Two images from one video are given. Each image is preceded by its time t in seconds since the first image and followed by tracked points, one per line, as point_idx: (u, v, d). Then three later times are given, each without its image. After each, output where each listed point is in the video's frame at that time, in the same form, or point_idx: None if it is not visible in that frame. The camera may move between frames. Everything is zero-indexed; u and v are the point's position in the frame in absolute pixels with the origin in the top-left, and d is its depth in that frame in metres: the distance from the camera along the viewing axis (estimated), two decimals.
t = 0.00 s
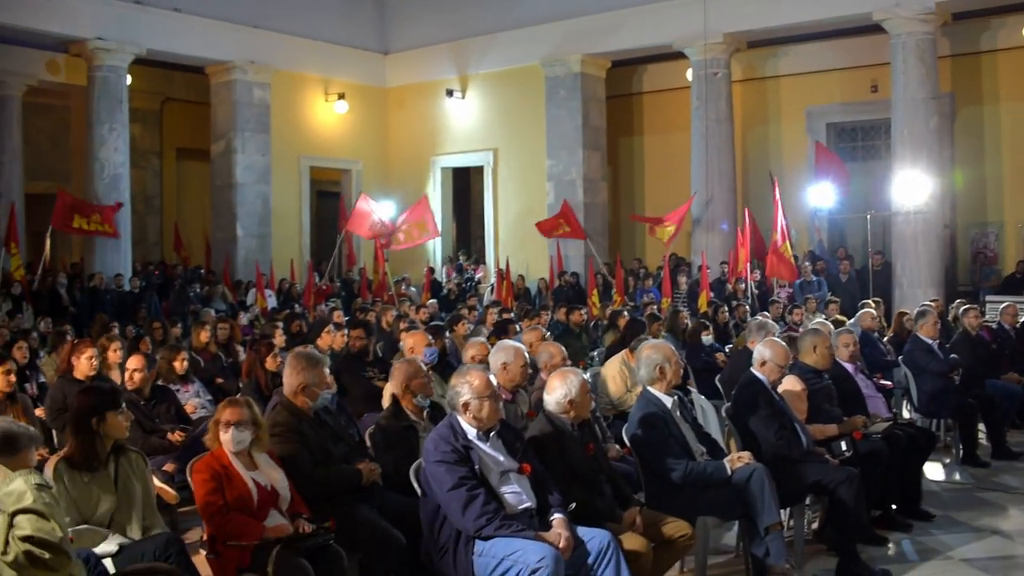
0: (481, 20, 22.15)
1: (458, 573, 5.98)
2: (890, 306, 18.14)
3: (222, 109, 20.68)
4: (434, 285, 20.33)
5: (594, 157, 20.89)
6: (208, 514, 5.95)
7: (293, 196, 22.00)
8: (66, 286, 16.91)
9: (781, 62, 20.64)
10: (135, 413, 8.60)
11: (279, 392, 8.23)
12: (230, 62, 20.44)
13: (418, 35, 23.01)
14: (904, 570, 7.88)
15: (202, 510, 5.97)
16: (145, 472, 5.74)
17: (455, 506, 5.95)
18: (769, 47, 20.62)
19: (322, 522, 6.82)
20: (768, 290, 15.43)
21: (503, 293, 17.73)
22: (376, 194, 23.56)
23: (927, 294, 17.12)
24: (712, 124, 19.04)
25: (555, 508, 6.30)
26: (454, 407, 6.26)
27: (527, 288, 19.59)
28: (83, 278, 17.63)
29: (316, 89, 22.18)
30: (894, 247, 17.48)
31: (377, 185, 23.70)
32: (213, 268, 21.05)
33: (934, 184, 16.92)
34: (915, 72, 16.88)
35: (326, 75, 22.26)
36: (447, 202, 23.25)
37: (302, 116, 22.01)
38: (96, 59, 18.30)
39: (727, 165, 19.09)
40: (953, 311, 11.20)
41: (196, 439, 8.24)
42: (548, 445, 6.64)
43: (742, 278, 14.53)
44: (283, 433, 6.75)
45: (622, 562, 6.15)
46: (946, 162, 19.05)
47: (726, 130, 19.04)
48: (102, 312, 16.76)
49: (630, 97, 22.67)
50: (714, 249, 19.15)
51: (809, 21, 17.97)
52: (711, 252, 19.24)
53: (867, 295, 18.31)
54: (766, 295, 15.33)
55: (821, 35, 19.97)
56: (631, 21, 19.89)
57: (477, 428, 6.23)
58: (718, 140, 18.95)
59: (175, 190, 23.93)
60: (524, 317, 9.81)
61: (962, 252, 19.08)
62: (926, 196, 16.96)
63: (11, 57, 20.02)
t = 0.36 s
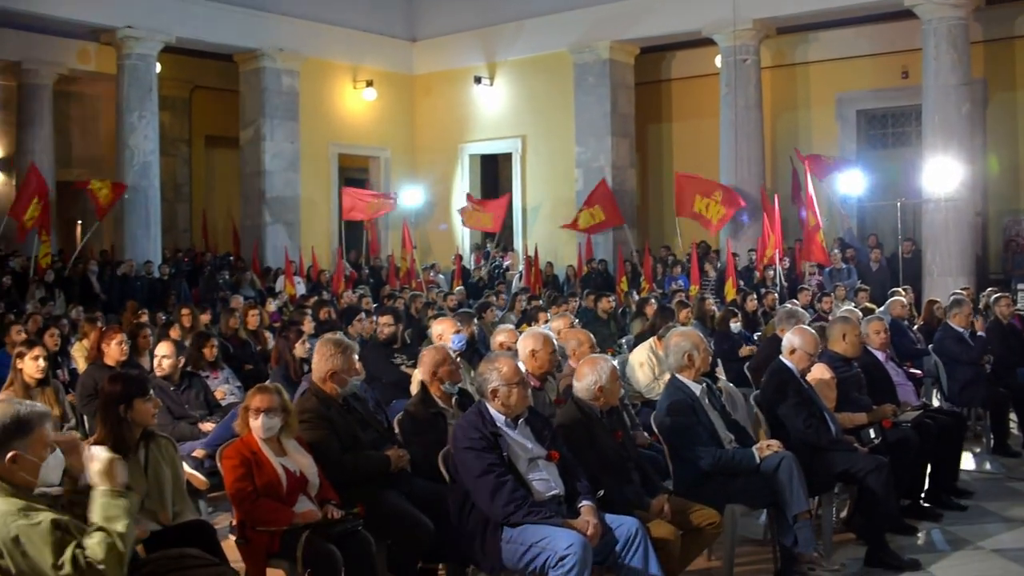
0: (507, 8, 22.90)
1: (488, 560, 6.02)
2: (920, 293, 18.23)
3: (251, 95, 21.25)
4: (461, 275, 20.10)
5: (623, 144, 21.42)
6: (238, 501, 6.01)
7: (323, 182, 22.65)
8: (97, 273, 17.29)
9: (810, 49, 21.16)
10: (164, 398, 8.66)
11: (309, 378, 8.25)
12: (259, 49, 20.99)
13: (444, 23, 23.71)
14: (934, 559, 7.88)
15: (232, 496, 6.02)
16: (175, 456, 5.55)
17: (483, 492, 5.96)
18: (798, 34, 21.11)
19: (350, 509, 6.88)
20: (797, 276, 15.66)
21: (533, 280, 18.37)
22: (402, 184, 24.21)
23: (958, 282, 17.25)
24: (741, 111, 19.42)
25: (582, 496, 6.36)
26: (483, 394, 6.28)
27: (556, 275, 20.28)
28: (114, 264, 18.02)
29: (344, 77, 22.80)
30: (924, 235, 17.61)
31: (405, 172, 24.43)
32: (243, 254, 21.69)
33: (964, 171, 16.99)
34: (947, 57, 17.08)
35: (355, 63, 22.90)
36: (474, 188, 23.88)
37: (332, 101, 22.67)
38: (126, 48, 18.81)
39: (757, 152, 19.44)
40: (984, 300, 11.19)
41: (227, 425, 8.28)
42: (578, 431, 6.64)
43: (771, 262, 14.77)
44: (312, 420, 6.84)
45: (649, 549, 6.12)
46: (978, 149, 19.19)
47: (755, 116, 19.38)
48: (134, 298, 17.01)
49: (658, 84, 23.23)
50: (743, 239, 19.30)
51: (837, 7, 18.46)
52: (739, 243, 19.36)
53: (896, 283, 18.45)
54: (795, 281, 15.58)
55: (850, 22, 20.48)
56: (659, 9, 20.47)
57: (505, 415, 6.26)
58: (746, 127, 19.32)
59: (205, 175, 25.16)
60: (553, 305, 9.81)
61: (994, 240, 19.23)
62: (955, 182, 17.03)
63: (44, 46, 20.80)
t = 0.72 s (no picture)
0: None
1: (510, 548, 5.98)
2: (947, 283, 18.16)
3: (278, 85, 21.70)
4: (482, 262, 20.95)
5: (647, 131, 21.68)
6: (264, 488, 6.08)
7: (348, 169, 23.11)
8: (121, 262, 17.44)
9: (837, 37, 21.24)
10: (190, 385, 8.68)
11: (333, 365, 8.27)
12: (283, 38, 21.42)
13: (469, 11, 24.02)
14: (960, 551, 7.83)
15: (258, 484, 6.09)
16: (202, 444, 5.89)
17: (507, 481, 5.93)
18: (824, 21, 21.24)
19: (375, 496, 6.96)
20: (823, 265, 15.79)
21: (560, 269, 18.69)
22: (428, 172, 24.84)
23: (985, 272, 17.16)
24: (767, 99, 19.53)
25: (607, 484, 6.31)
26: (507, 382, 6.26)
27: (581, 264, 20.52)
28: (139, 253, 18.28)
29: (370, 65, 23.28)
30: (951, 225, 17.53)
31: (432, 159, 25.00)
32: (269, 243, 22.17)
33: (992, 160, 16.99)
34: (975, 44, 16.98)
35: (380, 52, 23.36)
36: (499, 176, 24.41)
37: (357, 90, 23.14)
38: (152, 37, 19.04)
39: (783, 140, 19.63)
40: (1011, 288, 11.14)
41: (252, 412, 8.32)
42: (603, 421, 6.72)
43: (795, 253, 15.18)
44: (339, 409, 6.87)
45: (674, 538, 6.11)
46: (1005, 138, 19.16)
47: (780, 102, 19.49)
48: (160, 287, 17.31)
49: (683, 72, 23.59)
50: (767, 225, 19.58)
51: None
52: (764, 229, 19.62)
53: (923, 272, 18.37)
54: (819, 269, 15.71)
55: (878, 9, 20.56)
56: None
57: (530, 403, 6.24)
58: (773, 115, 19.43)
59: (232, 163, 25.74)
60: (576, 292, 9.84)
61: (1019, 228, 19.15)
62: (983, 173, 17.06)
63: (70, 36, 21.07)
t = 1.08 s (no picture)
0: None
1: (537, 536, 5.96)
2: (977, 273, 18.03)
3: (306, 73, 21.94)
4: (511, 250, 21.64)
5: (676, 119, 21.84)
6: (292, 475, 6.12)
7: (376, 156, 23.41)
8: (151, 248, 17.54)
9: (866, 24, 21.35)
10: (218, 372, 8.69)
11: (362, 352, 8.29)
12: (313, 27, 21.67)
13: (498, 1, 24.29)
14: (990, 542, 7.78)
15: (286, 471, 6.13)
16: (230, 431, 5.91)
17: (535, 468, 5.92)
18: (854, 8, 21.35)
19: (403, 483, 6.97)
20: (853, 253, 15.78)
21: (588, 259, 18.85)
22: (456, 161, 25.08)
23: (1016, 261, 17.03)
24: (796, 87, 19.70)
25: (634, 472, 6.31)
26: (535, 369, 6.25)
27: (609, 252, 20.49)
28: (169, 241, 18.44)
29: (399, 54, 23.60)
30: (982, 213, 17.42)
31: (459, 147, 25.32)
32: (298, 230, 22.52)
33: None
34: (1006, 31, 17.10)
35: (407, 41, 23.65)
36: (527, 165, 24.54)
37: (386, 78, 23.49)
38: (181, 26, 19.23)
39: (811, 128, 19.81)
40: None
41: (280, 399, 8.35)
42: (632, 408, 6.74)
43: (825, 239, 15.32)
44: (367, 395, 6.87)
45: (702, 527, 6.03)
46: None
47: (809, 91, 19.73)
48: (189, 273, 17.47)
49: (712, 60, 23.74)
50: (794, 213, 19.87)
51: None
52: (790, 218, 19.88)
53: (953, 262, 18.26)
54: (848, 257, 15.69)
55: None
56: None
57: (558, 391, 6.24)
58: (802, 102, 19.62)
59: (259, 150, 26.07)
60: (604, 280, 9.86)
61: None
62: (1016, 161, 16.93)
63: (101, 25, 21.26)
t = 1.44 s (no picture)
0: None
1: (573, 526, 6.01)
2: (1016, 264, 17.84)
3: (340, 63, 22.11)
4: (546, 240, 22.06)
5: (711, 110, 21.97)
6: (327, 464, 6.11)
7: (410, 145, 23.54)
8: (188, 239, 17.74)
9: (903, 14, 21.43)
10: (253, 361, 8.71)
11: (398, 342, 8.30)
12: (348, 17, 21.86)
13: None
14: None
15: (322, 459, 6.13)
16: (267, 419, 5.92)
17: (570, 458, 5.91)
18: None
19: (437, 473, 6.95)
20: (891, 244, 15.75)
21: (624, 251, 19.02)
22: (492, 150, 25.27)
23: None
24: (832, 76, 19.67)
25: (669, 463, 6.22)
26: (571, 359, 6.16)
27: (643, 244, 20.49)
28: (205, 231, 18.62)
29: (434, 44, 23.81)
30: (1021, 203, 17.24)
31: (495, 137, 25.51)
32: (334, 220, 22.76)
33: None
34: None
35: (444, 31, 23.94)
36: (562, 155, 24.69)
37: (422, 69, 23.66)
38: (217, 17, 19.39)
39: (848, 116, 19.67)
40: None
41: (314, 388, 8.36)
42: (666, 400, 6.63)
43: (861, 232, 15.29)
44: (401, 384, 6.86)
45: (737, 519, 5.96)
46: None
47: (846, 81, 19.62)
48: (225, 262, 17.64)
49: (749, 49, 24.08)
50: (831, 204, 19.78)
51: None
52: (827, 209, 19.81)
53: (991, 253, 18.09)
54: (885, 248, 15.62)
55: None
56: None
57: (594, 380, 6.13)
58: (838, 91, 19.57)
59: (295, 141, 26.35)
60: (639, 270, 9.85)
61: None
62: None
63: (139, 16, 21.55)
